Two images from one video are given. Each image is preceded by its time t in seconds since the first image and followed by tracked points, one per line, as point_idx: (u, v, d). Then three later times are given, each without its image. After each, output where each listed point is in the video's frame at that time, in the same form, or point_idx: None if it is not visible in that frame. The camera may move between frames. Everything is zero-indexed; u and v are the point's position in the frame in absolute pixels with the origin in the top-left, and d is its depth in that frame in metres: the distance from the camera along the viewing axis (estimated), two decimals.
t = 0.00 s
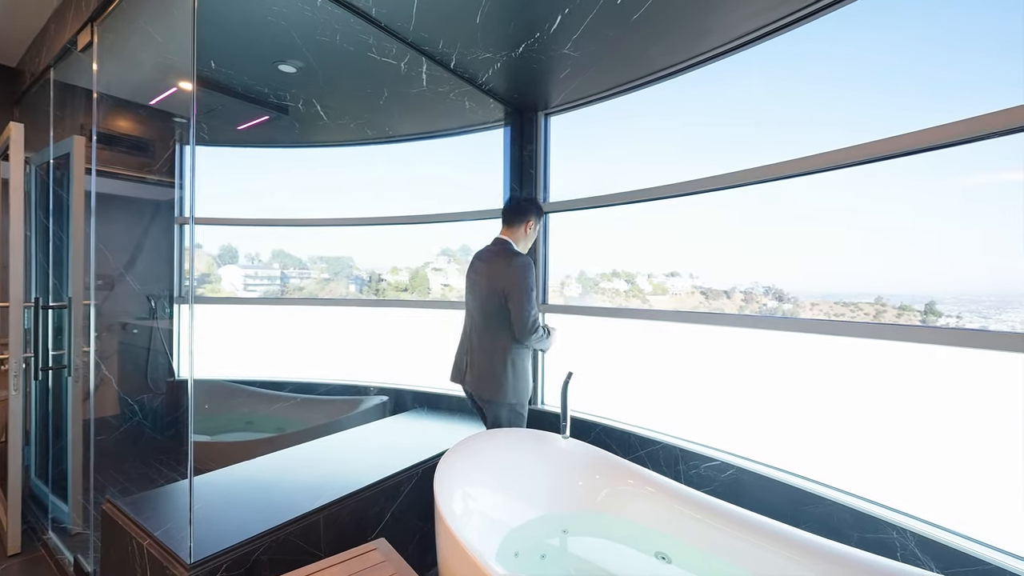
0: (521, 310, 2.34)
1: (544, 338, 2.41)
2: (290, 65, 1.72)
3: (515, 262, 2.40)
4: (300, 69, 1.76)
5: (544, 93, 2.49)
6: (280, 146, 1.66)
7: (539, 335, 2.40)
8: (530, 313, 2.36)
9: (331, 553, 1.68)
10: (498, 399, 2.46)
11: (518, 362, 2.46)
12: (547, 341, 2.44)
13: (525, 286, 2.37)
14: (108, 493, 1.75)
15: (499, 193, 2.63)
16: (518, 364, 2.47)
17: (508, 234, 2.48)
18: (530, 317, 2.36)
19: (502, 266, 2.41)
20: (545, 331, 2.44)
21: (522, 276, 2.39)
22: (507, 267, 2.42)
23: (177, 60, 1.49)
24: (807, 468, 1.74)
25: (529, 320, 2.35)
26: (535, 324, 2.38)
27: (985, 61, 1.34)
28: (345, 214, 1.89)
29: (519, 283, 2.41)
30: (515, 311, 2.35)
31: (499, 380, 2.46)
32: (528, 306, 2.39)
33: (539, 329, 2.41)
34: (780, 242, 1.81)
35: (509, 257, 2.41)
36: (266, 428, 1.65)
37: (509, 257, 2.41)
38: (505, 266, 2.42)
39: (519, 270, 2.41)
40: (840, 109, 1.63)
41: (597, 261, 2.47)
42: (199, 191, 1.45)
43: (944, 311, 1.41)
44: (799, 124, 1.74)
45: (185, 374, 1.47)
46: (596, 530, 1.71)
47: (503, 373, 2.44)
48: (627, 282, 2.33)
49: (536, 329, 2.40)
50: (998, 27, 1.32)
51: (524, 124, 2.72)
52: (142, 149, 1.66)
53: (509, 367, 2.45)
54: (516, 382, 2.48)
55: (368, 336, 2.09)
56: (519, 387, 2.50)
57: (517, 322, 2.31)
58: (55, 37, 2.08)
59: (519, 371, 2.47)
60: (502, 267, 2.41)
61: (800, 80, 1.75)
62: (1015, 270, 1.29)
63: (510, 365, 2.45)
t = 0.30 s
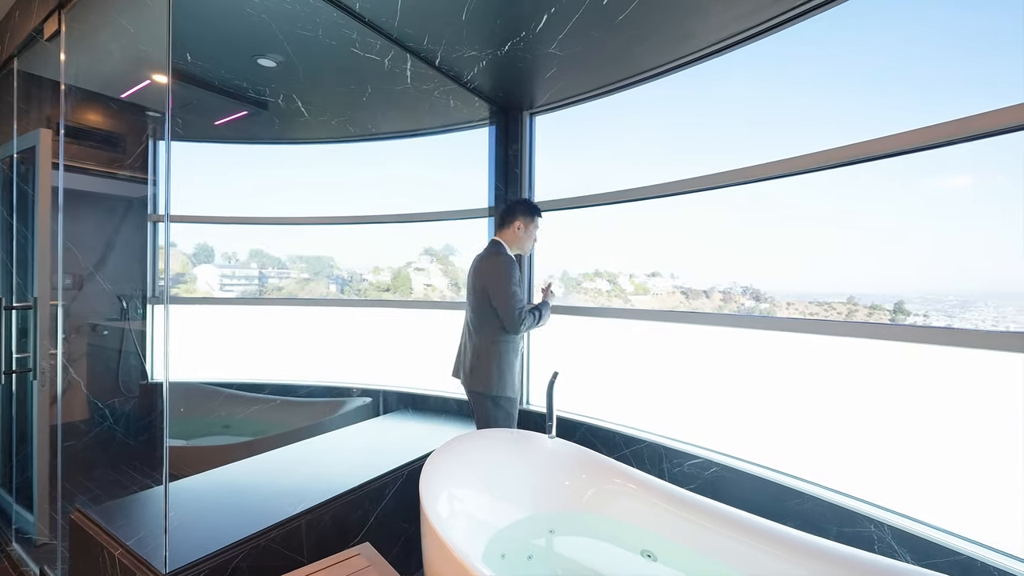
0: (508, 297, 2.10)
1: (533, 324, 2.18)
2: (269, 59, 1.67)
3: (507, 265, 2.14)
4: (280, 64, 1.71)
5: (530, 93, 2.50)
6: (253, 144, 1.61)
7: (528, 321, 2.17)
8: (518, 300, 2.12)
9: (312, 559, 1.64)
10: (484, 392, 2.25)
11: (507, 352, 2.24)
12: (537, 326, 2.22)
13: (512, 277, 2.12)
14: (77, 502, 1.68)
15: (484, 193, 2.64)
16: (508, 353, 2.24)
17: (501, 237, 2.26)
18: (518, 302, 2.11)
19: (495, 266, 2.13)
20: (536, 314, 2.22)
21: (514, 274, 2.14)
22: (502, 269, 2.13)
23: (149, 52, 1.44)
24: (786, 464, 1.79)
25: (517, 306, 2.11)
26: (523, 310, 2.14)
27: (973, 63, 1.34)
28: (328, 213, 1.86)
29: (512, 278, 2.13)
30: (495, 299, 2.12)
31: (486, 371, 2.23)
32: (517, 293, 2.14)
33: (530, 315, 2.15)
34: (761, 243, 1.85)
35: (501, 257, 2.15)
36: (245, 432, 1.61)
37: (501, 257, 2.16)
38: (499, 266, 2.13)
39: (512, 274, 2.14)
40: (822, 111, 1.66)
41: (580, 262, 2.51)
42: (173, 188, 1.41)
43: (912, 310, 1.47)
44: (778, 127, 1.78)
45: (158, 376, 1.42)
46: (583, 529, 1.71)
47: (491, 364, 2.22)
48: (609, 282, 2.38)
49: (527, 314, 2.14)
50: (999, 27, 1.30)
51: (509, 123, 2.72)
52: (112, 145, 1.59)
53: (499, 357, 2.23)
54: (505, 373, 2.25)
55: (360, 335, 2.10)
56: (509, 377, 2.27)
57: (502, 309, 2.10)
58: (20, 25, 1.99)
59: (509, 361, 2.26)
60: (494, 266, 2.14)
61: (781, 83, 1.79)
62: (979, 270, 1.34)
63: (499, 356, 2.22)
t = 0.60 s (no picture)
0: (490, 285, 2.04)
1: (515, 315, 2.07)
2: (251, 55, 1.64)
3: (490, 269, 2.08)
4: (263, 59, 1.68)
5: (519, 92, 2.49)
6: (236, 140, 1.57)
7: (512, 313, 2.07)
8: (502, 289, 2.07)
9: (298, 566, 1.61)
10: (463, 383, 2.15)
11: (490, 343, 2.15)
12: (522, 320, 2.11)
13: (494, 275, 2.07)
14: (50, 511, 1.61)
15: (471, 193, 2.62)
16: (492, 345, 2.16)
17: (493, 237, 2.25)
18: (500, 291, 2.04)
19: (479, 270, 2.07)
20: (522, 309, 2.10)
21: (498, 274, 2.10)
22: (488, 273, 2.07)
23: (126, 44, 1.39)
24: (773, 461, 1.83)
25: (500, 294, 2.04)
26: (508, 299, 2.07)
27: (974, 63, 1.36)
28: (315, 213, 1.84)
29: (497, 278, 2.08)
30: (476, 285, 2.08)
31: (466, 362, 2.14)
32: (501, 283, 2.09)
33: (513, 306, 2.06)
34: (748, 244, 1.88)
35: (486, 259, 2.09)
36: (227, 436, 1.57)
37: (488, 259, 2.10)
38: (482, 270, 2.07)
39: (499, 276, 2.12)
40: (816, 112, 1.69)
41: (566, 261, 2.54)
42: (156, 187, 1.37)
43: (888, 309, 1.53)
44: (764, 130, 1.82)
45: (137, 380, 1.37)
46: (573, 529, 1.72)
47: (473, 353, 2.14)
48: (595, 282, 2.41)
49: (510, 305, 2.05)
50: (999, 27, 1.32)
51: (497, 122, 2.72)
52: (85, 141, 1.53)
53: (481, 348, 2.14)
54: (486, 366, 2.15)
55: (343, 336, 2.05)
56: (491, 370, 2.17)
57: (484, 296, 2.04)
58: None
59: (492, 353, 2.17)
60: (478, 268, 2.08)
61: (766, 87, 1.83)
62: (956, 271, 1.39)
63: (482, 347, 2.14)
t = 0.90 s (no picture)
0: (476, 282, 1.97)
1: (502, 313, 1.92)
2: (240, 52, 1.61)
3: (478, 272, 2.02)
4: (253, 56, 1.65)
5: (512, 92, 2.48)
6: (225, 139, 1.55)
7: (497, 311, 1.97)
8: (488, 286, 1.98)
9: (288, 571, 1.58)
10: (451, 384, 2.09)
11: (478, 342, 2.09)
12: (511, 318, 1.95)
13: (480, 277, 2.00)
14: (31, 517, 1.57)
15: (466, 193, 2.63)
16: (480, 345, 2.09)
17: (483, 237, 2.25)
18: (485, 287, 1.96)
19: (466, 274, 2.01)
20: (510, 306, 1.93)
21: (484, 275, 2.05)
22: (476, 276, 2.00)
23: (111, 40, 1.37)
24: (765, 461, 1.85)
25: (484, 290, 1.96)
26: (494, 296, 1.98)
27: (975, 63, 1.37)
28: (306, 213, 1.82)
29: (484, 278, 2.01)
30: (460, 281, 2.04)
31: (454, 361, 2.08)
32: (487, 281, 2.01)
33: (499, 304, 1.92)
34: (740, 245, 1.90)
35: (472, 263, 2.03)
36: (216, 438, 1.55)
37: (475, 262, 2.05)
38: (467, 274, 2.01)
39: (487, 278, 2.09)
40: (810, 113, 1.71)
41: (558, 262, 2.54)
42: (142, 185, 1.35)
43: (873, 308, 1.57)
44: (755, 133, 1.85)
45: (122, 382, 1.35)
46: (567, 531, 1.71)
47: (459, 353, 2.09)
48: (586, 282, 2.42)
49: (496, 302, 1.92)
50: (1000, 26, 1.33)
51: (490, 122, 2.71)
52: (67, 136, 1.49)
53: (468, 347, 2.08)
54: (474, 366, 2.08)
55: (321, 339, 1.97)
56: (479, 370, 2.10)
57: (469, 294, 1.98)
58: None
59: (480, 353, 2.10)
60: (464, 271, 2.02)
61: (760, 89, 1.85)
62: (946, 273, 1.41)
63: (469, 346, 2.08)
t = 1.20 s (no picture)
0: (446, 282, 1.92)
1: (468, 316, 1.85)
2: (227, 47, 1.57)
3: (452, 272, 1.96)
4: (241, 49, 1.62)
5: (505, 89, 2.46)
6: (212, 135, 1.53)
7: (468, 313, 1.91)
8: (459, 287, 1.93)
9: None
10: (426, 390, 2.02)
11: (452, 345, 2.03)
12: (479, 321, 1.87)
13: (453, 277, 1.95)
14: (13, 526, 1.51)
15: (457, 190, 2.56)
16: (454, 348, 2.03)
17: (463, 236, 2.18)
18: (454, 288, 1.91)
19: (440, 273, 1.95)
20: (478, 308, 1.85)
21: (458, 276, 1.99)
22: (450, 276, 1.94)
23: (93, 31, 1.32)
24: (759, 460, 1.86)
25: (453, 291, 1.91)
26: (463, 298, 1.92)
27: (974, 63, 1.37)
28: (295, 211, 1.79)
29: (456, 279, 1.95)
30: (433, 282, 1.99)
31: (428, 366, 2.02)
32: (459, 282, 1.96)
33: (466, 305, 1.86)
34: (735, 245, 1.89)
35: (448, 263, 1.98)
36: (201, 439, 1.53)
37: (451, 261, 1.99)
38: (441, 274, 1.95)
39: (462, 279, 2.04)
40: (805, 112, 1.71)
41: (551, 261, 2.53)
42: (128, 181, 1.31)
43: (860, 308, 1.59)
44: (748, 132, 1.85)
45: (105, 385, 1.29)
46: (560, 532, 1.70)
47: (434, 356, 2.03)
48: (578, 282, 2.41)
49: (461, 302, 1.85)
50: (1000, 26, 1.33)
51: (483, 120, 2.69)
52: (32, 126, 1.31)
53: (443, 351, 2.02)
54: (448, 370, 2.01)
55: (313, 340, 1.94)
56: (455, 375, 2.03)
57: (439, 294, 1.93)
58: None
59: (455, 357, 2.03)
60: (438, 271, 1.96)
61: (753, 89, 1.85)
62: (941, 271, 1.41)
63: (443, 349, 2.02)
